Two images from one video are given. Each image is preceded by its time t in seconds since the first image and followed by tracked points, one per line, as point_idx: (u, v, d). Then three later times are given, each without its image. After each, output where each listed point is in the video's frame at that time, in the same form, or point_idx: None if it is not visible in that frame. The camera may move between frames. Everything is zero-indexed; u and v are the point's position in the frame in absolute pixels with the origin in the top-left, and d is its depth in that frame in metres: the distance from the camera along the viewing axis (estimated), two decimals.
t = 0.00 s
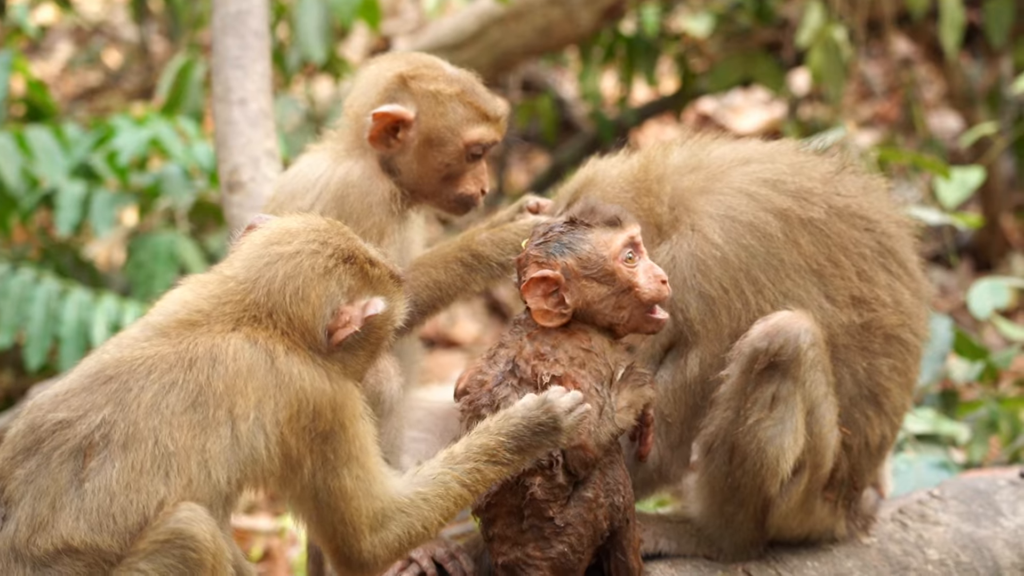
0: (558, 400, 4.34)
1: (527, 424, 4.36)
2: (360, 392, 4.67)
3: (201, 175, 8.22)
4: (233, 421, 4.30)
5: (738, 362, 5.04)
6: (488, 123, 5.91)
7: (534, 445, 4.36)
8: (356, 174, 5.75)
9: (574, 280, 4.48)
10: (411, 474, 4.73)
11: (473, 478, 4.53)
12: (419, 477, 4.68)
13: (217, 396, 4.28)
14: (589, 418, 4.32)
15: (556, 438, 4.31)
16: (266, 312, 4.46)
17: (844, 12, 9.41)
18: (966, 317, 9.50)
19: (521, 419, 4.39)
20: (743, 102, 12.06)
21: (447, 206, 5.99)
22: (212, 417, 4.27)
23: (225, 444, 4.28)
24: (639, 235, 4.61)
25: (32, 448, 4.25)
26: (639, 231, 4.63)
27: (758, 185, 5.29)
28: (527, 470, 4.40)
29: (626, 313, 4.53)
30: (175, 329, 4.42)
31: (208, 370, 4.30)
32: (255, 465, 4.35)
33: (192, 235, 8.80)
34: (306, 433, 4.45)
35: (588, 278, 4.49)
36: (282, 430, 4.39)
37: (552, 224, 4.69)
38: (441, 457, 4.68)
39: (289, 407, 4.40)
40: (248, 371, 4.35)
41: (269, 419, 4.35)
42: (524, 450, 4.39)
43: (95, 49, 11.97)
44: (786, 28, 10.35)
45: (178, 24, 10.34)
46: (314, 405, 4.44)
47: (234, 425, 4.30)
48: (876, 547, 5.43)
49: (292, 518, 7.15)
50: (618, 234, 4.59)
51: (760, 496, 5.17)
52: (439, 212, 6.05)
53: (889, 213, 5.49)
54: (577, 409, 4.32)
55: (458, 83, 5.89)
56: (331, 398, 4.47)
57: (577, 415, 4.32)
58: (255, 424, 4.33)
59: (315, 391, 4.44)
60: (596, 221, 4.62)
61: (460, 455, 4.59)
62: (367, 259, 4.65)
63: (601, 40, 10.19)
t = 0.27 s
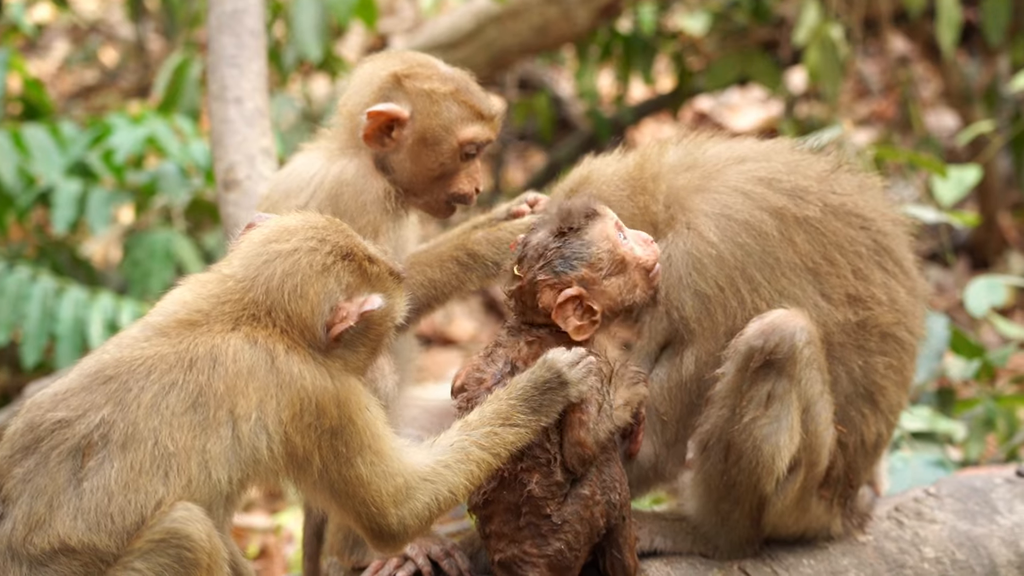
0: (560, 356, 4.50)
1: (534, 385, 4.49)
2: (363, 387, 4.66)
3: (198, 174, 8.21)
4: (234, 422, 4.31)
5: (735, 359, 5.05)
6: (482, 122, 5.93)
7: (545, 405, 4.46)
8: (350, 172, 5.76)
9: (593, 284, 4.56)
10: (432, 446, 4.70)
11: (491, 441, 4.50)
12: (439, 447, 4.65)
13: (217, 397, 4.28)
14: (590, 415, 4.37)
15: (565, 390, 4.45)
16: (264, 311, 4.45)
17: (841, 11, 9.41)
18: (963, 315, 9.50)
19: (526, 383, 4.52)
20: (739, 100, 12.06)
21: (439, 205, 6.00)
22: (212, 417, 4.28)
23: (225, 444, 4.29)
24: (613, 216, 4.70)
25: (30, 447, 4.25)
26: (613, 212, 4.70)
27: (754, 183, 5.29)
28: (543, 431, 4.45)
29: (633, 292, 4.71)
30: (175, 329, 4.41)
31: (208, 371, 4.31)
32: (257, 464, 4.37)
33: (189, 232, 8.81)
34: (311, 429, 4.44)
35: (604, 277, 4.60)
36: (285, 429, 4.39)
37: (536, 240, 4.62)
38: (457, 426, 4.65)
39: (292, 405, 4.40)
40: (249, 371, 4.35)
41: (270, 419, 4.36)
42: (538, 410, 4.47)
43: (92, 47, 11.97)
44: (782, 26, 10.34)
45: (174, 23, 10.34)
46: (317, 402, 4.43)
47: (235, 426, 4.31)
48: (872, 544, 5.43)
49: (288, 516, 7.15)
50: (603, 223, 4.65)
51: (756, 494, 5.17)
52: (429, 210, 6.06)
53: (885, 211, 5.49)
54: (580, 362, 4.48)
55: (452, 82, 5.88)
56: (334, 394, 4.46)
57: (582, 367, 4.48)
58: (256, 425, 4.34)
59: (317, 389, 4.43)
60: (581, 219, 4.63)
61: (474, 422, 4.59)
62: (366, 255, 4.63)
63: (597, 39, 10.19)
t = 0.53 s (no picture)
0: (570, 374, 4.41)
1: (540, 402, 4.42)
2: (360, 386, 4.66)
3: (195, 172, 8.26)
4: (229, 419, 4.31)
5: (731, 358, 5.05)
6: (482, 121, 5.92)
7: (548, 422, 4.40)
8: (350, 171, 5.77)
9: (547, 282, 4.47)
10: (428, 454, 4.67)
11: (490, 455, 4.44)
12: (436, 457, 4.61)
13: (213, 394, 4.29)
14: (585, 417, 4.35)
15: (570, 411, 4.37)
16: (260, 309, 4.46)
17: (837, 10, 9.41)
18: (959, 314, 9.51)
19: (533, 398, 4.44)
20: (736, 99, 12.07)
21: (441, 205, 5.98)
22: (208, 415, 4.28)
23: (221, 442, 4.29)
24: (628, 235, 4.54)
25: (27, 446, 4.25)
26: (624, 233, 4.54)
27: (750, 182, 5.30)
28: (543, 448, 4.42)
29: (602, 318, 4.50)
30: (171, 328, 4.42)
31: (203, 369, 4.31)
32: (253, 463, 4.37)
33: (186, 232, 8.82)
34: (306, 428, 4.44)
35: (561, 282, 4.46)
36: (280, 427, 4.39)
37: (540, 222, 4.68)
38: (458, 436, 4.61)
39: (287, 404, 4.40)
40: (244, 369, 4.35)
41: (266, 417, 4.36)
42: (540, 426, 4.41)
43: (89, 46, 11.98)
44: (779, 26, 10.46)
45: (171, 23, 10.35)
46: (312, 401, 4.43)
47: (230, 424, 4.31)
48: (868, 543, 5.43)
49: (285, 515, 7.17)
50: (595, 238, 4.51)
51: (753, 493, 5.18)
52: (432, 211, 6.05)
53: (881, 210, 5.50)
54: (590, 383, 4.39)
55: (452, 81, 5.89)
56: (330, 394, 4.47)
57: (590, 388, 4.38)
58: (251, 421, 4.34)
59: (312, 388, 4.44)
60: (581, 224, 4.53)
61: (477, 433, 4.52)
62: (361, 255, 4.64)
63: (594, 38, 10.20)
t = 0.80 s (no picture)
0: (565, 363, 4.37)
1: (536, 391, 4.39)
2: (360, 387, 4.66)
3: (193, 173, 8.26)
4: (230, 421, 4.31)
5: (730, 359, 5.04)
6: (487, 120, 5.90)
7: (546, 412, 4.38)
8: (350, 171, 5.77)
9: (545, 280, 4.36)
10: (429, 448, 4.68)
11: (490, 446, 4.44)
12: (437, 449, 4.62)
13: (214, 397, 4.29)
14: (584, 423, 4.32)
15: (567, 400, 4.33)
16: (260, 309, 4.46)
17: (835, 11, 9.42)
18: (957, 315, 9.51)
19: (530, 388, 4.42)
20: (734, 99, 12.07)
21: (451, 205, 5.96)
22: (209, 417, 4.28)
23: (222, 444, 4.29)
24: (638, 250, 4.37)
25: (27, 447, 4.25)
26: (633, 248, 4.35)
27: (749, 183, 5.30)
28: (543, 437, 4.41)
29: (594, 327, 4.42)
30: (172, 329, 4.43)
31: (205, 371, 4.31)
32: (253, 464, 4.37)
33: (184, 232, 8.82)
34: (307, 429, 4.44)
35: (558, 284, 4.35)
36: (281, 429, 4.39)
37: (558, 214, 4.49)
38: (458, 428, 4.61)
39: (288, 406, 4.40)
40: (245, 371, 4.35)
41: (267, 419, 4.36)
42: (538, 417, 4.39)
43: (87, 46, 11.98)
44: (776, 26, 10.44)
45: (169, 23, 10.36)
46: (312, 403, 4.43)
47: (231, 426, 4.31)
48: (866, 544, 5.43)
49: (282, 514, 7.17)
50: (600, 247, 4.34)
51: (751, 494, 5.17)
52: (441, 211, 6.04)
53: (880, 211, 5.50)
54: (586, 371, 4.34)
55: (455, 82, 5.89)
56: (330, 395, 4.46)
57: (587, 375, 4.34)
58: (252, 424, 4.34)
59: (313, 390, 4.44)
60: (592, 230, 4.36)
61: (476, 425, 4.52)
62: (363, 256, 4.64)
63: (592, 38, 10.20)
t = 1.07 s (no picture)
0: (568, 372, 4.41)
1: (541, 400, 4.39)
2: (359, 387, 4.66)
3: (192, 175, 8.26)
4: (230, 423, 4.31)
5: (729, 360, 5.04)
6: (483, 124, 5.93)
7: (549, 420, 4.37)
8: (348, 174, 5.76)
9: (534, 283, 4.42)
10: (428, 453, 4.68)
11: (490, 454, 4.43)
12: (436, 455, 4.62)
13: (213, 398, 4.29)
14: (582, 426, 4.32)
15: (570, 408, 4.34)
16: (260, 310, 4.45)
17: (834, 12, 9.42)
18: (956, 316, 9.52)
19: (534, 396, 4.42)
20: (732, 101, 12.08)
21: (442, 207, 5.98)
22: (209, 419, 4.28)
23: (221, 445, 4.29)
24: (614, 229, 4.43)
25: (27, 449, 4.25)
26: (610, 227, 4.42)
27: (749, 184, 5.30)
28: (542, 446, 4.41)
29: (589, 319, 4.43)
30: (172, 331, 4.42)
31: (204, 372, 4.31)
32: (253, 465, 4.38)
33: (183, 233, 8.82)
34: (306, 430, 4.44)
35: (548, 281, 4.40)
36: (280, 430, 4.39)
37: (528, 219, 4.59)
38: (458, 435, 4.60)
39: (288, 406, 4.39)
40: (245, 372, 4.35)
41: (266, 421, 4.36)
42: (540, 425, 4.39)
43: (85, 48, 11.98)
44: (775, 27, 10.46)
45: (168, 24, 10.35)
46: (312, 403, 4.43)
47: (231, 427, 4.31)
48: (865, 545, 5.44)
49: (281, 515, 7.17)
50: (579, 234, 4.42)
51: (750, 495, 5.18)
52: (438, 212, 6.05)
53: (879, 212, 5.50)
54: (587, 380, 4.40)
55: (452, 84, 5.90)
56: (329, 396, 4.46)
57: (587, 383, 4.40)
58: (251, 425, 4.34)
59: (312, 390, 4.44)
60: (564, 220, 4.45)
61: (477, 432, 4.50)
62: (364, 257, 4.65)
63: (591, 40, 10.20)
